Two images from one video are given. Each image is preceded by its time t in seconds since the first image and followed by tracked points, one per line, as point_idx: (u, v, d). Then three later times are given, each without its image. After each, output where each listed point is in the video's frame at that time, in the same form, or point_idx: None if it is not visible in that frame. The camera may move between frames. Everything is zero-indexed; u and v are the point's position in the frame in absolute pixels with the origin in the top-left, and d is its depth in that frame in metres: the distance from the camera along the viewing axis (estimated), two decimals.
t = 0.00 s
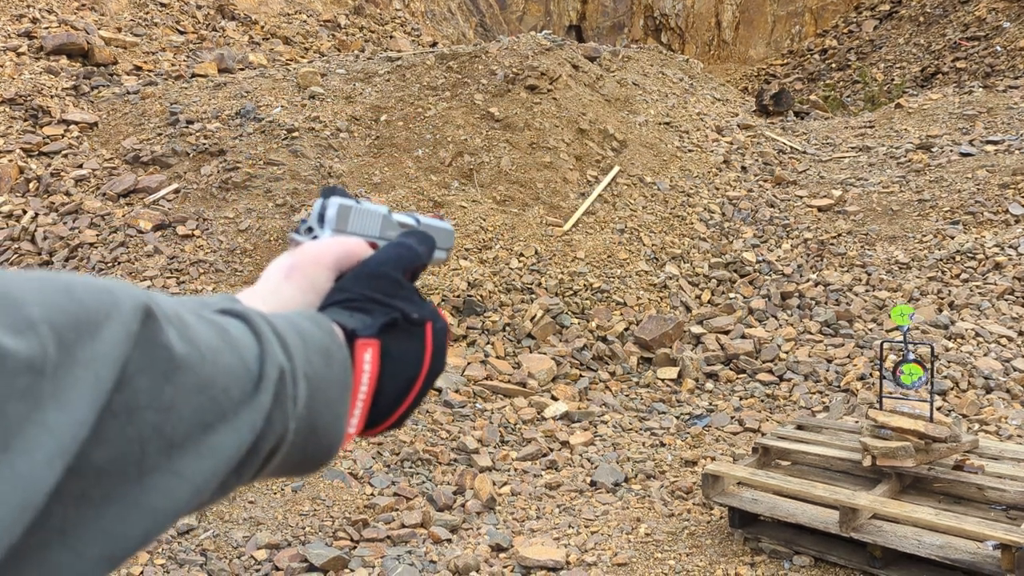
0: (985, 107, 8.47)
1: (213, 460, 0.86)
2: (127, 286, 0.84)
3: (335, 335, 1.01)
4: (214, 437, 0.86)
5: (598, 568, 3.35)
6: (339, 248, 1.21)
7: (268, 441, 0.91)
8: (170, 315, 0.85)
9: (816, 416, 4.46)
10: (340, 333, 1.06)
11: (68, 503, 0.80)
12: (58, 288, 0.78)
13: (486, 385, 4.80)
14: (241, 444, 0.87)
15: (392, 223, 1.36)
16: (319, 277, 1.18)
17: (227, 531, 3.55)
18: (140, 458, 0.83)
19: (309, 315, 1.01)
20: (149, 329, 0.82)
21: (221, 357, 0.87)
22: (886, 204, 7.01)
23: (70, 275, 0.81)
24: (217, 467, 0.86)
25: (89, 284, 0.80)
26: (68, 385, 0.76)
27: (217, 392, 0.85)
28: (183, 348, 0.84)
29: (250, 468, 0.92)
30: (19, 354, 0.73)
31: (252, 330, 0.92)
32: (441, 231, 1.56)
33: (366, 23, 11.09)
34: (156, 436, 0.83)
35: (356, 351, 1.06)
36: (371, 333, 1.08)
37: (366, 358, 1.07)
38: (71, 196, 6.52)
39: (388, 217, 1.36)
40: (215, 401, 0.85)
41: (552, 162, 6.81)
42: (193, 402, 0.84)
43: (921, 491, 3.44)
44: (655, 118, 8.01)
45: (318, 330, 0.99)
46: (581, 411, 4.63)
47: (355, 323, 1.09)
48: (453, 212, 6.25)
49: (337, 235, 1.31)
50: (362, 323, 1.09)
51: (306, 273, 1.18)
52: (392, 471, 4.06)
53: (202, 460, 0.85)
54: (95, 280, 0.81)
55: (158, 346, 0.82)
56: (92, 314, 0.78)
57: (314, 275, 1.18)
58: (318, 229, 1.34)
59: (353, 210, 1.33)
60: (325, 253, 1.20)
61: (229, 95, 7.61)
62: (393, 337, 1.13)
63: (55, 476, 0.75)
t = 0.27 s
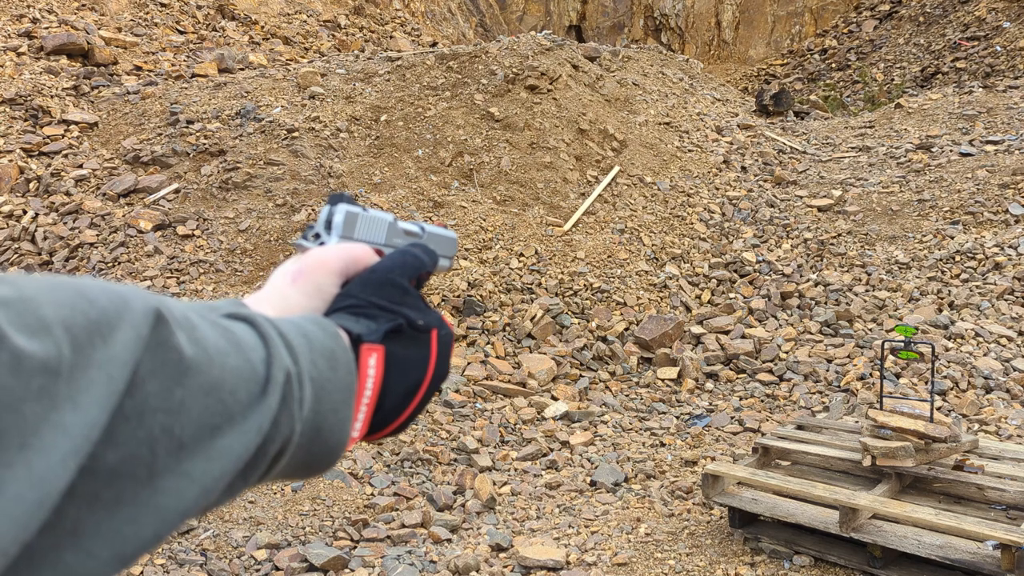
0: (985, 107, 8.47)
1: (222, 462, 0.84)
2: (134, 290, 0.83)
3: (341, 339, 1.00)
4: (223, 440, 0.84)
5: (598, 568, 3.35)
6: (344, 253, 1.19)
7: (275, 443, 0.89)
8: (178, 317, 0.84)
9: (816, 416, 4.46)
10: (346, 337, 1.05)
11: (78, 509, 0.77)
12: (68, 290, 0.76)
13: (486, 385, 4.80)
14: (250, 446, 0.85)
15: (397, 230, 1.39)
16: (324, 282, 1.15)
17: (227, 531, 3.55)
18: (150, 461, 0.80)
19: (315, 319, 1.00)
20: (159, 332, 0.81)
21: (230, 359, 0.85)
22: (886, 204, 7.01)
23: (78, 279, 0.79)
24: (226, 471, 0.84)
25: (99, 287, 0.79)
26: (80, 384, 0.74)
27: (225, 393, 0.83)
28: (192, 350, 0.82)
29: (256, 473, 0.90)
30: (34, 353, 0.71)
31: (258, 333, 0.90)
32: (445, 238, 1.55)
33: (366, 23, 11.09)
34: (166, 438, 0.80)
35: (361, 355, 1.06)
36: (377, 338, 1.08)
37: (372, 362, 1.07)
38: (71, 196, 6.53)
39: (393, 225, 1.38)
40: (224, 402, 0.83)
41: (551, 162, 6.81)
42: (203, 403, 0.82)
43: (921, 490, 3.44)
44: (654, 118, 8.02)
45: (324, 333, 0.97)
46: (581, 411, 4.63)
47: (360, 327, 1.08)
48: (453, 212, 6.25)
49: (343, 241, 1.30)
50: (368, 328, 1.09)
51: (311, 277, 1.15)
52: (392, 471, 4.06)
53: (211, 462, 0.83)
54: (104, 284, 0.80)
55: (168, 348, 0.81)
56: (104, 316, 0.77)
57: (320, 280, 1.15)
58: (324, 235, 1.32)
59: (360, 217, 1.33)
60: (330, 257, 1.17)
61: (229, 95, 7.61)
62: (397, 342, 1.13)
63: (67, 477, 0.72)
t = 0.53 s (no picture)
0: (985, 107, 8.47)
1: (219, 466, 0.84)
2: (134, 294, 0.83)
3: (338, 341, 1.00)
4: (220, 443, 0.84)
5: (598, 568, 3.34)
6: (342, 255, 1.20)
7: (272, 446, 0.89)
8: (177, 321, 0.84)
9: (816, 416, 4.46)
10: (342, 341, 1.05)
11: (76, 509, 0.78)
12: (69, 293, 0.76)
13: (486, 385, 4.80)
14: (247, 450, 0.85)
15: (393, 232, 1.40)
16: (321, 284, 1.16)
17: (227, 531, 3.55)
18: (147, 464, 0.81)
19: (313, 322, 1.00)
20: (159, 335, 0.81)
21: (227, 362, 0.85)
22: (886, 204, 7.01)
23: (78, 281, 0.79)
24: (223, 474, 0.85)
25: (99, 290, 0.79)
26: (78, 388, 0.74)
27: (223, 397, 0.84)
28: (191, 354, 0.82)
29: (253, 474, 0.90)
30: (34, 357, 0.71)
31: (257, 335, 0.90)
32: (439, 241, 1.58)
33: (366, 23, 11.09)
34: (162, 442, 0.81)
35: (358, 359, 1.05)
36: (373, 342, 1.07)
37: (368, 367, 1.06)
38: (71, 196, 6.53)
39: (391, 226, 1.39)
40: (221, 406, 0.84)
41: (551, 162, 6.81)
42: (200, 407, 0.82)
43: (921, 491, 3.44)
44: (654, 118, 8.01)
45: (321, 335, 0.97)
46: (581, 411, 4.63)
47: (357, 332, 1.08)
48: (453, 212, 6.25)
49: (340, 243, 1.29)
50: (364, 332, 1.08)
51: (308, 279, 1.16)
52: (392, 471, 4.06)
53: (207, 466, 0.83)
54: (104, 286, 0.80)
55: (167, 352, 0.81)
56: (104, 318, 0.77)
57: (316, 282, 1.16)
58: (320, 238, 1.30)
59: (357, 219, 1.31)
60: (328, 259, 1.19)
61: (229, 95, 7.61)
62: (393, 346, 1.13)
63: (64, 482, 0.73)
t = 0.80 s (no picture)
0: (985, 104, 8.47)
1: (179, 456, 0.88)
2: (94, 279, 0.85)
3: (305, 326, 1.04)
4: (179, 433, 0.88)
5: (598, 566, 3.35)
6: (308, 237, 1.22)
7: (233, 435, 0.93)
8: (137, 307, 0.87)
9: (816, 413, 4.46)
10: (309, 325, 1.07)
11: (32, 499, 0.82)
12: (28, 282, 0.79)
13: (486, 382, 4.80)
14: (206, 439, 0.90)
15: (370, 212, 1.40)
16: (285, 265, 1.20)
17: (228, 528, 3.56)
18: (105, 454, 0.85)
19: (279, 309, 1.03)
20: (118, 325, 0.84)
21: (188, 350, 0.89)
22: (886, 201, 7.01)
23: (35, 268, 0.82)
24: (182, 462, 0.89)
25: (57, 278, 0.81)
26: (34, 379, 0.77)
27: (183, 386, 0.88)
28: (150, 344, 0.86)
29: (212, 464, 0.94)
30: None
31: (220, 322, 0.94)
32: (422, 224, 1.57)
33: (366, 20, 11.08)
34: (121, 433, 0.85)
35: (325, 343, 1.08)
36: (341, 326, 1.10)
37: (336, 351, 1.09)
38: (72, 194, 6.53)
39: (365, 207, 1.39)
40: (181, 396, 0.88)
41: (552, 159, 6.81)
42: (159, 397, 0.86)
43: (921, 488, 3.44)
44: (654, 115, 8.01)
45: (285, 322, 1.01)
46: (581, 408, 4.64)
47: (325, 316, 1.11)
48: (454, 210, 6.25)
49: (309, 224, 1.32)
50: (332, 316, 1.11)
51: (272, 260, 1.20)
52: (392, 469, 4.07)
53: (166, 455, 0.88)
54: (62, 274, 0.83)
55: (126, 341, 0.84)
56: (61, 307, 0.80)
57: (280, 263, 1.19)
58: (291, 218, 1.35)
59: (328, 200, 1.34)
60: (293, 240, 1.21)
61: (229, 93, 7.60)
62: (365, 329, 1.15)
63: (20, 471, 0.76)
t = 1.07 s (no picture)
0: (985, 104, 8.47)
1: (157, 471, 0.88)
2: (74, 292, 0.86)
3: (291, 341, 1.03)
4: (158, 448, 0.87)
5: (598, 566, 3.35)
6: (296, 251, 1.22)
7: (217, 450, 0.93)
8: (115, 321, 0.87)
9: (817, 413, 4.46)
10: (296, 339, 1.07)
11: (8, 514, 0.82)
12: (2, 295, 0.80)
13: (486, 383, 4.80)
14: (186, 455, 0.89)
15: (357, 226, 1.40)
16: (274, 280, 1.19)
17: (228, 529, 3.56)
18: (83, 468, 0.84)
19: (267, 321, 1.03)
20: (93, 337, 0.84)
21: (167, 363, 0.89)
22: (886, 201, 7.01)
23: (15, 281, 0.83)
24: (161, 479, 0.88)
25: (32, 290, 0.82)
26: (6, 394, 0.77)
27: (161, 400, 0.87)
28: (127, 356, 0.86)
29: (197, 479, 0.94)
30: None
31: (204, 336, 0.94)
32: (410, 234, 1.56)
33: (366, 20, 11.07)
34: (99, 449, 0.84)
35: (312, 358, 1.07)
36: (328, 340, 1.09)
37: (323, 366, 1.08)
38: (72, 194, 6.54)
39: (353, 220, 1.39)
40: (159, 410, 0.87)
41: (552, 159, 6.81)
42: (136, 411, 0.86)
43: (921, 488, 3.44)
44: (655, 115, 8.01)
45: (273, 336, 1.00)
46: (581, 408, 4.64)
47: (313, 330, 1.10)
48: (454, 209, 6.25)
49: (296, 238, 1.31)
50: (320, 330, 1.10)
51: (261, 276, 1.20)
52: (392, 469, 4.07)
53: (145, 470, 0.87)
54: (40, 287, 0.83)
55: (101, 354, 0.84)
56: (34, 320, 0.81)
57: (269, 278, 1.19)
58: (277, 231, 1.35)
59: (316, 213, 1.34)
60: (282, 255, 1.21)
61: (229, 93, 7.60)
62: (353, 344, 1.14)
63: None
